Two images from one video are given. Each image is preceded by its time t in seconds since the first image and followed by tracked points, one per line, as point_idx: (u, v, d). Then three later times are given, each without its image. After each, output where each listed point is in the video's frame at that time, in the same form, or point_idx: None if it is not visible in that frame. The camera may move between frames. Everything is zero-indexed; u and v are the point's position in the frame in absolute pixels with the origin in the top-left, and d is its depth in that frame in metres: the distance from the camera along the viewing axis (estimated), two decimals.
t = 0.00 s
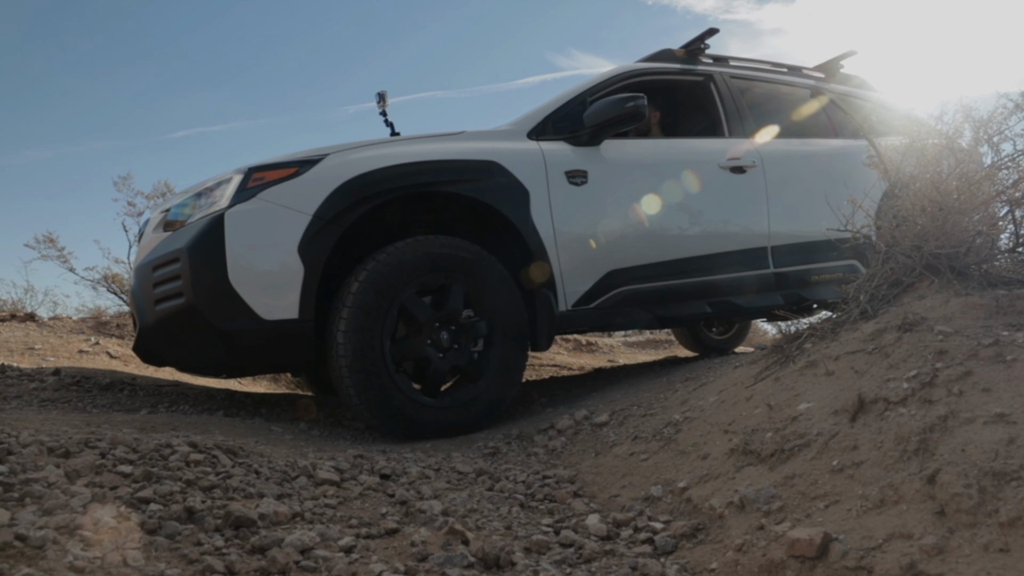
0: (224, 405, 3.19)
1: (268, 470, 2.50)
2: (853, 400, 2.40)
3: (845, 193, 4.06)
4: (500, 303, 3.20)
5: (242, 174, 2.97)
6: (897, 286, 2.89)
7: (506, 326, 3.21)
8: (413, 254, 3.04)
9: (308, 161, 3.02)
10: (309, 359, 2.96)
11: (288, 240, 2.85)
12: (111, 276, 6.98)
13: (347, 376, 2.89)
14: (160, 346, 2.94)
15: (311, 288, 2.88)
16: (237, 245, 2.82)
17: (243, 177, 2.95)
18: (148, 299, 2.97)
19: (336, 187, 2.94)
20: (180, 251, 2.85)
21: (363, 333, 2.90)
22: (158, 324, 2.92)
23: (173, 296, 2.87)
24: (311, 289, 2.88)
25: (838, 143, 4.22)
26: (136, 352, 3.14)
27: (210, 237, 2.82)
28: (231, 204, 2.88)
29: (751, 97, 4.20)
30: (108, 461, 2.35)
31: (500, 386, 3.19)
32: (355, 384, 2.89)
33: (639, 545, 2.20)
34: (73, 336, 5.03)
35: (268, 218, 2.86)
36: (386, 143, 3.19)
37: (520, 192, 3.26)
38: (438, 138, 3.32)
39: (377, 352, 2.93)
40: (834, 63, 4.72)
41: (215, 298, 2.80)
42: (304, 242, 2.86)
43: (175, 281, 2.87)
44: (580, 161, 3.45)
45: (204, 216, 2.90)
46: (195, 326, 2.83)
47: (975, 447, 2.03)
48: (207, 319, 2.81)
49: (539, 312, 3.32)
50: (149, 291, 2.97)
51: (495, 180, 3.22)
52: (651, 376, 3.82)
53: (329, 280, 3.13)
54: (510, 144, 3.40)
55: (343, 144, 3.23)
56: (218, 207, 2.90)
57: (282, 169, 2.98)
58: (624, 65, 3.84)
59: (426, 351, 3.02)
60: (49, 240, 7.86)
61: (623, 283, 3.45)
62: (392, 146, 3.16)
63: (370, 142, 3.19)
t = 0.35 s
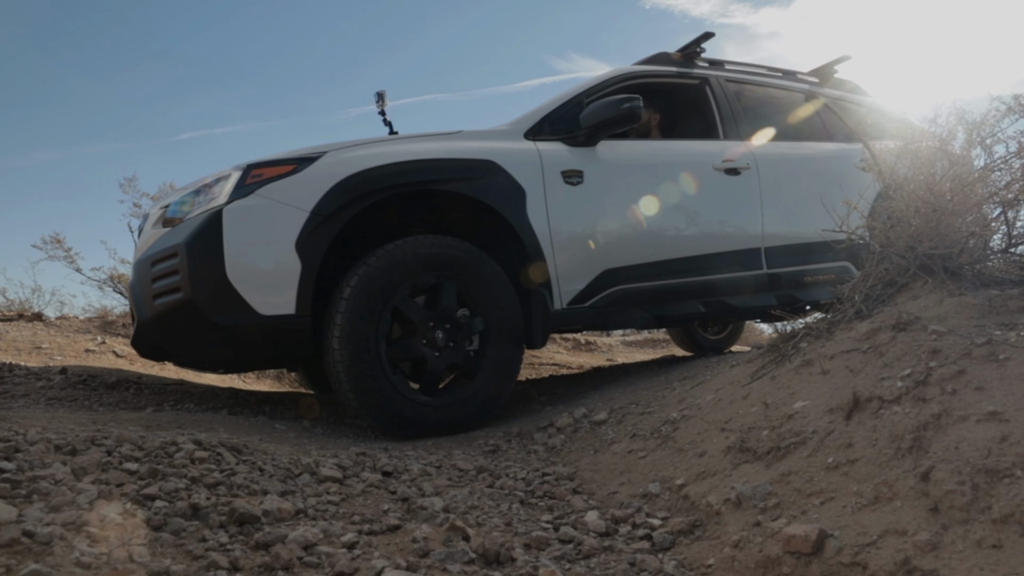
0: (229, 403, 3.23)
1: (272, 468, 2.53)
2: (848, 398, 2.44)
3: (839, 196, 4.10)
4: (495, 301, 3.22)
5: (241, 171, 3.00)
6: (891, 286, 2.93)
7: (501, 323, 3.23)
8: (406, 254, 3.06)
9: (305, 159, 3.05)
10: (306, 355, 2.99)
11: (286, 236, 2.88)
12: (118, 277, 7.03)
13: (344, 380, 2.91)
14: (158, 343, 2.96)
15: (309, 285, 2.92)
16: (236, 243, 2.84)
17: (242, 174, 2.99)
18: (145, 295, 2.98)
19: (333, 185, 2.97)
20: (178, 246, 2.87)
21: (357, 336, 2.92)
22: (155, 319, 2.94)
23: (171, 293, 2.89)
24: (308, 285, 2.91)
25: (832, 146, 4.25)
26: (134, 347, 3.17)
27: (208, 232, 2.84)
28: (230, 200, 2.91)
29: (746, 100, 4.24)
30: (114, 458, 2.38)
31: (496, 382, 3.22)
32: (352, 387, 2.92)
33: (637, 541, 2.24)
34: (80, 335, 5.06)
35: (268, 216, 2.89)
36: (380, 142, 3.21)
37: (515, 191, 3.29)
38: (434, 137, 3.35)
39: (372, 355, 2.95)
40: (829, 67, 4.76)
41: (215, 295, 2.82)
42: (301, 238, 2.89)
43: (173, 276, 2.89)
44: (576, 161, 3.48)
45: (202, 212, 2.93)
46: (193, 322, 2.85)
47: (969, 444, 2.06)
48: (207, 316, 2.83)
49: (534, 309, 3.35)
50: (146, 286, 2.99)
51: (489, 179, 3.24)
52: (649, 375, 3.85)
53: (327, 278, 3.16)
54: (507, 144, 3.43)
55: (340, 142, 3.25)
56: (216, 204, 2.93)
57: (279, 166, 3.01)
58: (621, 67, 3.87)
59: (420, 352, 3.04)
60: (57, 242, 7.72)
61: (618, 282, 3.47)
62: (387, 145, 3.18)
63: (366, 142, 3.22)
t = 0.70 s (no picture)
0: (233, 401, 3.26)
1: (275, 465, 2.57)
2: (843, 397, 2.47)
3: (831, 197, 4.14)
4: (483, 295, 3.23)
5: (234, 167, 3.03)
6: (885, 286, 2.97)
7: (493, 314, 3.26)
8: (397, 251, 3.08)
9: (299, 155, 3.08)
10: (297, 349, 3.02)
11: (279, 233, 2.92)
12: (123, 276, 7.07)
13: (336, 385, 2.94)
14: (149, 337, 2.98)
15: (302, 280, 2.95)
16: (229, 239, 2.87)
17: (235, 169, 3.01)
18: (137, 288, 2.99)
19: (326, 181, 3.01)
20: (170, 241, 2.89)
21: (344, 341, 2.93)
22: (146, 314, 2.95)
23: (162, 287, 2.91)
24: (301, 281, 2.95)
25: (825, 148, 4.29)
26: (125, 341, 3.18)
27: (199, 227, 2.86)
28: (222, 195, 2.93)
29: (738, 102, 4.27)
30: (120, 456, 2.42)
31: (490, 373, 3.25)
32: (346, 391, 2.94)
33: (635, 537, 2.27)
34: (87, 334, 5.11)
35: (260, 212, 2.92)
36: (367, 139, 3.24)
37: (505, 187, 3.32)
38: (424, 134, 3.38)
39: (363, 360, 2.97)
40: (821, 70, 4.79)
41: (207, 290, 2.84)
42: (294, 234, 2.93)
43: (163, 271, 2.90)
44: (569, 159, 3.50)
45: (195, 207, 2.95)
46: (185, 317, 2.87)
47: (962, 442, 2.09)
48: (199, 311, 2.85)
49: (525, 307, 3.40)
50: (137, 280, 3.00)
51: (477, 175, 3.27)
52: (647, 374, 3.89)
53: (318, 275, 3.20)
54: (500, 142, 3.46)
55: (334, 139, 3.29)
56: (207, 199, 2.95)
57: (273, 163, 3.04)
58: (614, 68, 3.91)
59: (411, 353, 3.06)
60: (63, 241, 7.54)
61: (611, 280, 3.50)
62: (375, 142, 3.21)
63: (356, 139, 3.25)
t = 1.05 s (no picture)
0: (237, 399, 3.30)
1: (279, 462, 2.60)
2: (838, 395, 2.50)
3: (817, 195, 4.18)
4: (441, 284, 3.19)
5: (198, 154, 3.00)
6: (880, 286, 3.01)
7: (462, 296, 3.23)
8: (364, 245, 3.07)
9: (266, 144, 3.06)
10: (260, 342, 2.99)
11: (243, 222, 2.89)
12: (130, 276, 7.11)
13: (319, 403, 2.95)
14: (109, 327, 2.94)
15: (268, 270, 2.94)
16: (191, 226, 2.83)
17: (199, 156, 2.98)
18: (98, 278, 2.96)
19: (293, 170, 2.98)
20: (129, 229, 2.86)
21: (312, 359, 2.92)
22: (105, 304, 2.92)
23: (121, 278, 2.87)
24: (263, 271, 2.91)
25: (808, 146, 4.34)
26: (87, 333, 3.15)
27: (158, 215, 2.83)
28: (185, 182, 2.90)
29: (721, 100, 4.29)
30: (126, 453, 2.45)
31: (468, 356, 3.23)
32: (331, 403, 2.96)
33: (633, 533, 2.31)
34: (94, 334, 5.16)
35: (223, 198, 2.89)
36: (322, 131, 3.20)
37: (472, 175, 3.29)
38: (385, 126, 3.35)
39: (336, 376, 2.97)
40: (803, 70, 4.83)
41: (166, 280, 2.81)
42: (257, 223, 2.91)
43: (123, 260, 2.87)
44: (546, 152, 3.51)
45: (157, 193, 2.92)
46: (142, 307, 2.81)
47: (954, 440, 2.13)
48: (158, 300, 2.81)
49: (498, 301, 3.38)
50: (99, 269, 2.98)
51: (446, 165, 3.24)
52: (645, 373, 3.92)
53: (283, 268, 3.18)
54: (477, 134, 3.45)
55: (305, 129, 3.27)
56: (171, 186, 2.91)
57: (239, 151, 3.02)
58: (593, 63, 3.92)
59: (383, 357, 3.04)
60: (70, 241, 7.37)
61: (604, 281, 3.52)
62: (331, 133, 3.17)
63: (317, 130, 3.21)
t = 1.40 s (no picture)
0: (242, 397, 3.33)
1: (282, 459, 2.64)
2: (832, 393, 2.54)
3: (802, 190, 4.22)
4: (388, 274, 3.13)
5: (157, 143, 3.01)
6: (875, 287, 3.05)
7: (424, 273, 3.18)
8: (324, 238, 3.04)
9: (226, 133, 3.06)
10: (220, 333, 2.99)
11: (202, 212, 2.89)
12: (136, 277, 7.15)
13: (310, 411, 3.01)
14: (66, 319, 2.95)
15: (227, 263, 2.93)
16: (145, 220, 2.84)
17: (158, 146, 2.99)
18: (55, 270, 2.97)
19: (252, 160, 2.97)
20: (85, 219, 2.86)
21: (284, 376, 2.95)
22: (61, 296, 2.92)
23: (78, 267, 2.87)
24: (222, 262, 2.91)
25: (794, 142, 4.39)
26: (45, 326, 3.15)
27: (113, 206, 2.83)
28: (143, 172, 2.91)
29: (698, 96, 4.33)
30: (132, 450, 2.49)
31: (439, 330, 3.20)
32: (323, 405, 3.01)
33: (631, 529, 2.34)
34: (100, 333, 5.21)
35: (182, 188, 2.89)
36: (256, 126, 3.14)
37: (419, 164, 3.25)
38: (317, 117, 3.27)
39: (312, 388, 2.99)
40: (780, 67, 4.88)
41: (124, 273, 2.81)
42: (217, 213, 2.91)
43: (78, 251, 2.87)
44: (515, 144, 3.51)
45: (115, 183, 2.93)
46: (98, 298, 2.81)
47: (947, 437, 2.16)
48: (113, 292, 2.81)
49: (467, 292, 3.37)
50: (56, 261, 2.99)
51: (409, 156, 3.23)
52: (643, 371, 3.96)
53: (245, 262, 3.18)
54: (446, 126, 3.46)
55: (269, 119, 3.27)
56: (129, 175, 2.93)
57: (199, 140, 3.02)
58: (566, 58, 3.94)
59: (353, 353, 3.03)
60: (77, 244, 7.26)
61: (594, 277, 3.55)
62: (258, 130, 3.10)
63: (248, 125, 3.15)
